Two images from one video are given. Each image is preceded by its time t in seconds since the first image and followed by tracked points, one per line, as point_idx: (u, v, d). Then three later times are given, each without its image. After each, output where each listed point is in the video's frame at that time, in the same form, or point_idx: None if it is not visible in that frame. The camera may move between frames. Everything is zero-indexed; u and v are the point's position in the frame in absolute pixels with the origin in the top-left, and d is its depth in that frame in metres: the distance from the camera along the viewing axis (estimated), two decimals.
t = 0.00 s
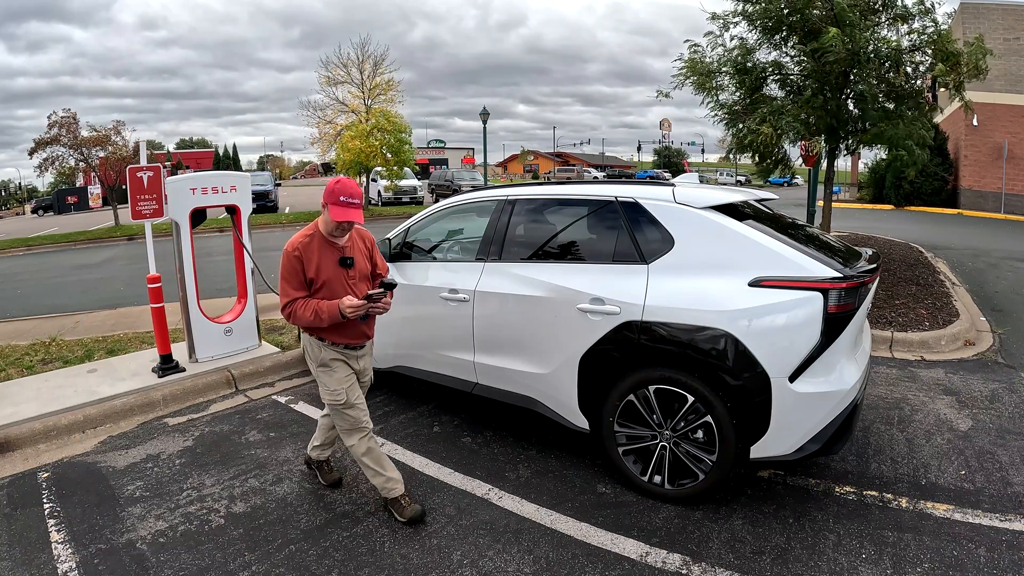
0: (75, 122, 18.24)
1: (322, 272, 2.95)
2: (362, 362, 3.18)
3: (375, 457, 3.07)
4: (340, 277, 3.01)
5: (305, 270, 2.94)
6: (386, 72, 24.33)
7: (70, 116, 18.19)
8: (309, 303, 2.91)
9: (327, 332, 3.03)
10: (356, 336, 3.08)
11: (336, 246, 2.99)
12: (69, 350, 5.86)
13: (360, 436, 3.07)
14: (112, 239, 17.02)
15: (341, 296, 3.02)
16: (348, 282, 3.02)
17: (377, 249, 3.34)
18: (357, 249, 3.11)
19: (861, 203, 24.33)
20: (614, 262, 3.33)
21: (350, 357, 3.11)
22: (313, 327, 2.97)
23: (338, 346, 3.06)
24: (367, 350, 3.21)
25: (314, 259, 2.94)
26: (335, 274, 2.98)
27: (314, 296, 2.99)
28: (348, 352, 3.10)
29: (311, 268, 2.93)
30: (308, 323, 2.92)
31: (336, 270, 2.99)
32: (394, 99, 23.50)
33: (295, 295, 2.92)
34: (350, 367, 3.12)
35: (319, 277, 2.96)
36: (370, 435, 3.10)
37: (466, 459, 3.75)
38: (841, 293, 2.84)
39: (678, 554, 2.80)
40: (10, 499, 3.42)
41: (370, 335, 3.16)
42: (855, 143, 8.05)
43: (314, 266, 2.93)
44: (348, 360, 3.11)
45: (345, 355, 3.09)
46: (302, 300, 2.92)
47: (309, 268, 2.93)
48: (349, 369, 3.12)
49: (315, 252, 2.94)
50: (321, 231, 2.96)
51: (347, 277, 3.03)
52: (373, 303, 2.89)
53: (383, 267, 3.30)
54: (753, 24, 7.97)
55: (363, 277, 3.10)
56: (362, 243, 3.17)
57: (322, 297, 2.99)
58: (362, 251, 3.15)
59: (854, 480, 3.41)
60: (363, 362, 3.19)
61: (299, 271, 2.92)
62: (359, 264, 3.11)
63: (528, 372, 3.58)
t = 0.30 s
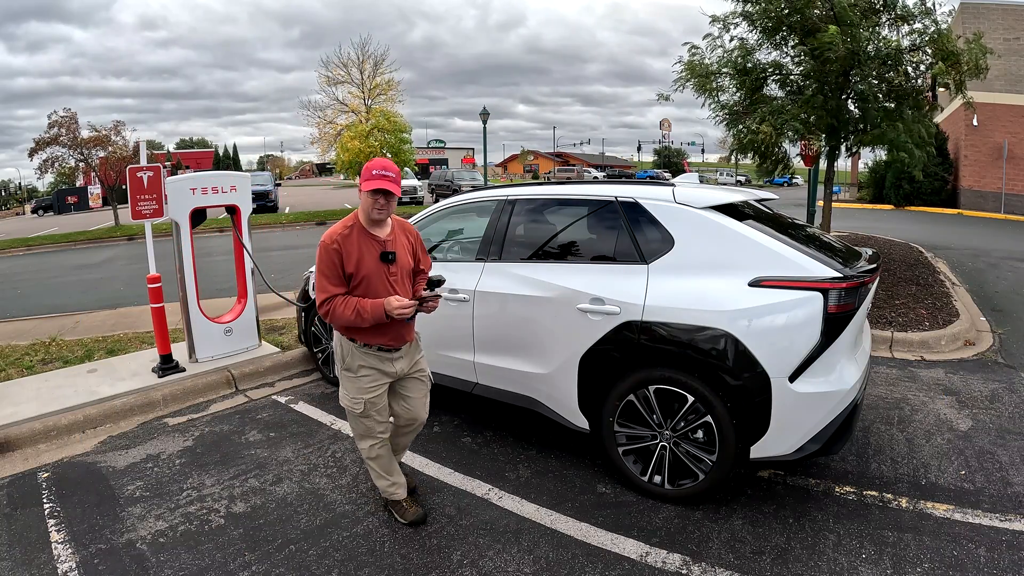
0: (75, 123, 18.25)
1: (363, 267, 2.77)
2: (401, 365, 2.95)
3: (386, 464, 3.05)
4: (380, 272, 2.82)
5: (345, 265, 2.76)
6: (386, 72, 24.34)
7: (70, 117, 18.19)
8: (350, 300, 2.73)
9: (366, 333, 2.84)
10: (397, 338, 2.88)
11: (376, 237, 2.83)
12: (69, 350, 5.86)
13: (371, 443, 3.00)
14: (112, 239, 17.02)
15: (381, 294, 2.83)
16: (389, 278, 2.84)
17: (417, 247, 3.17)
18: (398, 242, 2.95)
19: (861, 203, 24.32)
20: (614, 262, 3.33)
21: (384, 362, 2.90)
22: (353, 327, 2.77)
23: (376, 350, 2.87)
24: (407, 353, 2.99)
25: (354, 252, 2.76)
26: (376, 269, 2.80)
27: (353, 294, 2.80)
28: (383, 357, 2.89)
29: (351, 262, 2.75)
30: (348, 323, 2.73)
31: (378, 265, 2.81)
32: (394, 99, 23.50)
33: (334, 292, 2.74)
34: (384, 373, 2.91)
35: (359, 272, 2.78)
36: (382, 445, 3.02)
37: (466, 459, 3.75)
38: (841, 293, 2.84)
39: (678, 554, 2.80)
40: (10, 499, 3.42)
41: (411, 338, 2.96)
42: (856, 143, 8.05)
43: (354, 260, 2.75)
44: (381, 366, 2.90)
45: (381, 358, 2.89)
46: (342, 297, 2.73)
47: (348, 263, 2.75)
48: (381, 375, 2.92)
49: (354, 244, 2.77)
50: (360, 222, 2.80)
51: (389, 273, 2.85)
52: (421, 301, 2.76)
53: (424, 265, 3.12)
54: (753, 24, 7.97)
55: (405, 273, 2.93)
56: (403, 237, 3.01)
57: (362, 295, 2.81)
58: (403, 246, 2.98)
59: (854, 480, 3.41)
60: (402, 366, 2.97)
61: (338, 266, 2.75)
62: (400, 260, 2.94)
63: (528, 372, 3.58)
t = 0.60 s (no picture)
0: (75, 123, 18.25)
1: (402, 269, 2.64)
2: (444, 377, 2.81)
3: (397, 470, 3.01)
4: (421, 275, 2.68)
5: (383, 266, 2.64)
6: (386, 72, 24.34)
7: (70, 116, 18.19)
8: (386, 301, 2.60)
9: (405, 338, 2.71)
10: (436, 345, 2.74)
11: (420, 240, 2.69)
12: (69, 350, 5.86)
13: (390, 452, 2.94)
14: (112, 239, 17.03)
15: (421, 297, 2.69)
16: (431, 281, 2.69)
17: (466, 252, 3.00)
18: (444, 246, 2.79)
19: (862, 203, 24.31)
20: (614, 263, 3.33)
21: (423, 375, 2.77)
22: (389, 331, 2.65)
23: (413, 357, 2.75)
24: (450, 365, 2.83)
25: (393, 253, 2.64)
26: (417, 271, 2.67)
27: (392, 296, 2.68)
28: (423, 369, 2.76)
29: (390, 262, 2.63)
30: (383, 327, 2.61)
31: (419, 268, 2.67)
32: (394, 99, 23.50)
33: (371, 293, 2.63)
34: (423, 386, 2.79)
35: (398, 274, 2.65)
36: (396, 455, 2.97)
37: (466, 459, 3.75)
38: (841, 293, 2.84)
39: (678, 554, 2.80)
40: (10, 499, 3.42)
41: (452, 347, 2.80)
42: (856, 142, 8.04)
43: (393, 261, 2.63)
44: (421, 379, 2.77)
45: (423, 368, 2.76)
46: (379, 298, 2.62)
47: (386, 264, 2.63)
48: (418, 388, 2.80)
49: (396, 244, 2.64)
50: (403, 222, 2.68)
51: (431, 276, 2.70)
52: (460, 301, 2.61)
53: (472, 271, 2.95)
54: (753, 24, 7.97)
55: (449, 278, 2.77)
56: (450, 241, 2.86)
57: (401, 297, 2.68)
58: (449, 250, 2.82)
59: (854, 480, 3.41)
60: (446, 378, 2.82)
61: (376, 267, 2.63)
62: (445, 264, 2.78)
63: (528, 372, 3.58)
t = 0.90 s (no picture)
0: (75, 122, 18.25)
1: (456, 268, 2.46)
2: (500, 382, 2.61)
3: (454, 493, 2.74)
4: (476, 275, 2.48)
5: (436, 265, 2.47)
6: (386, 72, 24.34)
7: (70, 116, 18.20)
8: (437, 302, 2.44)
9: (458, 341, 2.54)
10: (492, 350, 2.55)
11: (476, 238, 2.47)
12: (69, 350, 5.86)
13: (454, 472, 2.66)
14: (112, 239, 17.02)
15: (476, 298, 2.49)
16: (486, 282, 2.49)
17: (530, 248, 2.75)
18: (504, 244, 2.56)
19: (862, 203, 24.32)
20: (614, 262, 3.33)
21: (481, 377, 2.57)
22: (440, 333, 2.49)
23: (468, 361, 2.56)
24: (509, 370, 2.64)
25: (447, 251, 2.45)
26: (470, 271, 2.46)
27: (445, 296, 2.50)
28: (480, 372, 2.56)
29: (443, 261, 2.45)
30: (434, 329, 2.45)
31: (474, 267, 2.48)
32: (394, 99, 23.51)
33: (422, 293, 2.46)
34: (481, 391, 2.59)
35: (451, 274, 2.47)
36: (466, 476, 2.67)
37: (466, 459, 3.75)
38: (841, 293, 2.84)
39: (678, 554, 2.80)
40: (10, 499, 3.42)
41: (509, 352, 2.60)
42: (856, 142, 8.04)
43: (446, 260, 2.45)
44: (480, 383, 2.57)
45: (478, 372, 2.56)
46: (430, 299, 2.45)
47: (440, 263, 2.46)
48: (477, 394, 2.59)
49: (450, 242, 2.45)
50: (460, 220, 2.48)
51: (487, 276, 2.49)
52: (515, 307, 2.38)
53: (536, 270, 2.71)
54: (754, 23, 7.97)
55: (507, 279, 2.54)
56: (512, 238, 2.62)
57: (455, 298, 2.50)
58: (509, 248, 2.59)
59: (854, 480, 3.41)
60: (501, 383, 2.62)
61: (428, 266, 2.46)
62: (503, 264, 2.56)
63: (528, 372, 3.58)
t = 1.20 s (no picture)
0: (75, 123, 18.25)
1: (492, 275, 2.27)
2: (537, 394, 2.46)
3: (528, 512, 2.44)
4: (514, 283, 2.29)
5: (470, 271, 2.29)
6: (386, 72, 24.34)
7: (70, 117, 18.21)
8: (472, 310, 2.27)
9: (493, 351, 2.38)
10: (529, 361, 2.39)
11: (515, 243, 2.28)
12: (69, 350, 5.86)
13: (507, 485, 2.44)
14: (112, 239, 17.02)
15: (513, 307, 2.30)
16: (524, 290, 2.30)
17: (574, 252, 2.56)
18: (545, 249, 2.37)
19: (862, 203, 24.32)
20: (615, 263, 3.33)
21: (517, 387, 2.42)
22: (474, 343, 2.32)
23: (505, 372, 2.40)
24: (546, 383, 2.50)
25: (484, 256, 2.27)
26: (508, 278, 2.28)
27: (480, 304, 2.33)
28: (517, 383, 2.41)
29: (478, 265, 2.27)
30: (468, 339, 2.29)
31: (512, 274, 2.29)
32: (394, 99, 23.50)
33: (456, 299, 2.30)
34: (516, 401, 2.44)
35: (487, 281, 2.29)
36: (520, 492, 2.44)
37: (466, 459, 3.75)
38: (841, 293, 2.84)
39: (678, 554, 2.80)
40: (10, 499, 3.42)
41: (546, 363, 2.43)
42: (856, 143, 8.03)
43: (482, 266, 2.27)
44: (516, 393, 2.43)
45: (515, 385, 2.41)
46: (464, 306, 2.29)
47: (475, 269, 2.28)
48: (514, 404, 2.45)
49: (487, 247, 2.27)
50: (498, 223, 2.29)
51: (525, 284, 2.30)
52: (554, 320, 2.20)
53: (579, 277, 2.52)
54: (754, 24, 7.97)
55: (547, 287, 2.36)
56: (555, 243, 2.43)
57: (490, 306, 2.32)
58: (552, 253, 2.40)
59: (854, 480, 3.41)
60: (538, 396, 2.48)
61: (462, 272, 2.29)
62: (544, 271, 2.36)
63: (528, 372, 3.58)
